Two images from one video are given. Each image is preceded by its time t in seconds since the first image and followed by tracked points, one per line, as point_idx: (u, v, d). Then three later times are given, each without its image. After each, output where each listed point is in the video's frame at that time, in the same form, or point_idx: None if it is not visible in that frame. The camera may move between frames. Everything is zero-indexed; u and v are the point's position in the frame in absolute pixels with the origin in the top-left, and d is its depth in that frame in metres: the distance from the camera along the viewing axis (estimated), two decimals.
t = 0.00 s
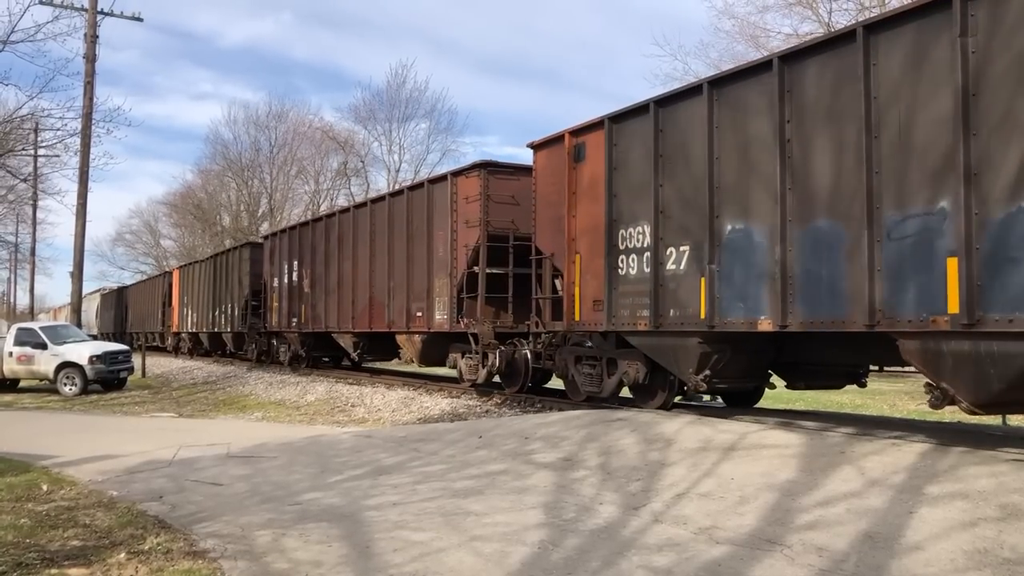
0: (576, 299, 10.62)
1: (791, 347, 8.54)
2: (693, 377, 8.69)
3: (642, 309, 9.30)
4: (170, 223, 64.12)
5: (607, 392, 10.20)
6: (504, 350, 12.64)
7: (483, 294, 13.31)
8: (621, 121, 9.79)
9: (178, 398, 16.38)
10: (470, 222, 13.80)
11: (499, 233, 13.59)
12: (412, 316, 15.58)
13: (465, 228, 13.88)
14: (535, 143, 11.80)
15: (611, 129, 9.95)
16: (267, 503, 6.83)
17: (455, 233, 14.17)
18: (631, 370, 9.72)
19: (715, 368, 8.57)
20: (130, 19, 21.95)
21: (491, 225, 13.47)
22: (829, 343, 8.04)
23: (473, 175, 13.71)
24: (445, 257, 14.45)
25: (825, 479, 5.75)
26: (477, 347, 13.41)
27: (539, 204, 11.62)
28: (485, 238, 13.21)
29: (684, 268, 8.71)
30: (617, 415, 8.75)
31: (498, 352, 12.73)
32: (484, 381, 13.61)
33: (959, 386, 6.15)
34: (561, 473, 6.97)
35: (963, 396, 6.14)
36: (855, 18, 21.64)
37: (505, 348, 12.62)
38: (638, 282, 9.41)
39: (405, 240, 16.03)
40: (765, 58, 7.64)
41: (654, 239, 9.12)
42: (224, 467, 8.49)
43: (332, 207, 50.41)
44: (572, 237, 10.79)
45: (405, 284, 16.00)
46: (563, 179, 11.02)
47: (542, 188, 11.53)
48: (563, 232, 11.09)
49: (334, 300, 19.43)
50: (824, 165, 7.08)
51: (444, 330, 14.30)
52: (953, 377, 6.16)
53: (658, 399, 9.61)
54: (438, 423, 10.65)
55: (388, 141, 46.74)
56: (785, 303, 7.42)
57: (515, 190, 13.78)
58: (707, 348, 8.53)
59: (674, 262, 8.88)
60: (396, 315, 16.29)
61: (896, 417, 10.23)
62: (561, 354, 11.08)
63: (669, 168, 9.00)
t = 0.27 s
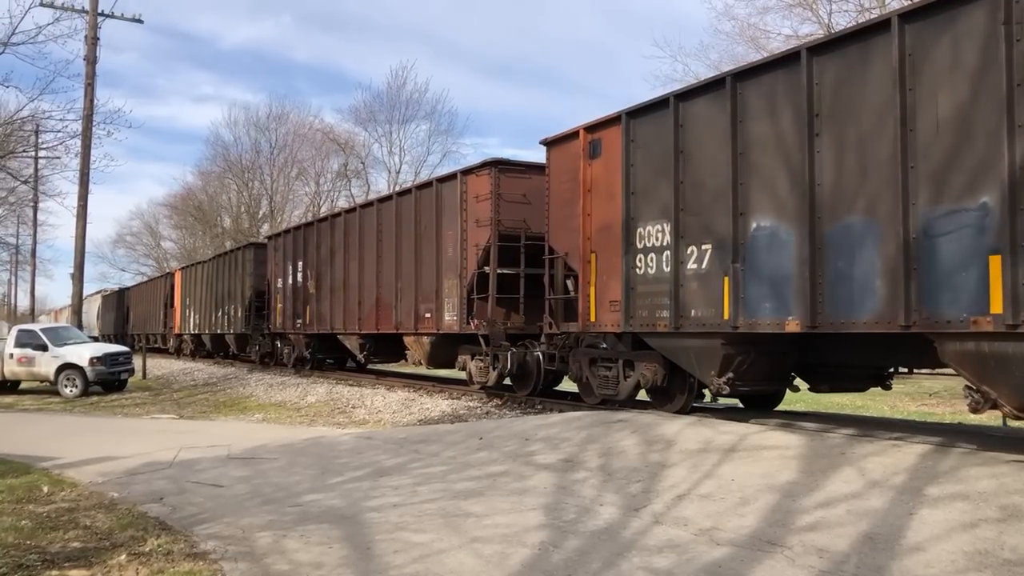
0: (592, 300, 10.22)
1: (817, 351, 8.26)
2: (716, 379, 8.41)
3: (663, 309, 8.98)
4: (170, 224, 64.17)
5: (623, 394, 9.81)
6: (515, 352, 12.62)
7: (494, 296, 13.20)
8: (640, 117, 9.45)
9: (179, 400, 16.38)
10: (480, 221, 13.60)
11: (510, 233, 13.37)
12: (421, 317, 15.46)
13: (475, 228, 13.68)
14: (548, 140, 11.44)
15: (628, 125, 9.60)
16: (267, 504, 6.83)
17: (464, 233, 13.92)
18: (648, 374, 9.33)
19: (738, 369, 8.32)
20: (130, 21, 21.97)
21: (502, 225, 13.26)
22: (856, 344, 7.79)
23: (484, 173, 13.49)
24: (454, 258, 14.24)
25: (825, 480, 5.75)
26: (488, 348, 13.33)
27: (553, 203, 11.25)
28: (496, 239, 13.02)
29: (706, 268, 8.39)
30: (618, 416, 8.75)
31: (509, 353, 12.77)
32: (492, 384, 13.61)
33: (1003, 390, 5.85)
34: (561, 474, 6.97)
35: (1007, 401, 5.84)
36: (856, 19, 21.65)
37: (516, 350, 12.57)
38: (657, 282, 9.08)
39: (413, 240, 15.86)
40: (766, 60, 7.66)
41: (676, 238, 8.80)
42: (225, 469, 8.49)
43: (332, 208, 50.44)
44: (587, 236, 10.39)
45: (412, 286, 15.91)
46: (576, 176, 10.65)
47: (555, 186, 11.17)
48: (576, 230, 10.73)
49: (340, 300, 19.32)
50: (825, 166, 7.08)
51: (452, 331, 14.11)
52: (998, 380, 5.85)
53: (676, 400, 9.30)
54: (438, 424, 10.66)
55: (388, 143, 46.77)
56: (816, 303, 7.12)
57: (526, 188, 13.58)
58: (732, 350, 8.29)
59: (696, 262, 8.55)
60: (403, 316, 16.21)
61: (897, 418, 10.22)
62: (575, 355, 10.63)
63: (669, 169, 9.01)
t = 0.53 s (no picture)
0: (607, 300, 9.92)
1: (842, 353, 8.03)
2: (738, 382, 8.14)
3: (682, 309, 8.71)
4: (169, 225, 64.16)
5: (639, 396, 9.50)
6: (526, 354, 12.55)
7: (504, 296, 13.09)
8: (657, 111, 9.19)
9: (178, 401, 16.36)
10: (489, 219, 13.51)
11: (521, 231, 13.31)
12: (429, 318, 15.35)
13: (484, 226, 13.60)
14: (562, 137, 11.19)
15: (645, 119, 9.35)
16: (267, 505, 6.82)
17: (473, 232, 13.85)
18: (666, 375, 9.03)
19: (761, 371, 8.04)
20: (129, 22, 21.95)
21: (514, 222, 13.18)
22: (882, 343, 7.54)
23: (494, 171, 13.39)
24: (463, 257, 14.16)
25: (825, 480, 5.75)
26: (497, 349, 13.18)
27: (566, 201, 10.96)
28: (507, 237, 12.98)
29: (728, 266, 8.11)
30: (617, 417, 8.76)
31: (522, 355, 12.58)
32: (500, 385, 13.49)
33: None
34: (561, 474, 6.97)
35: None
36: (855, 19, 21.66)
37: (528, 352, 12.51)
38: (677, 281, 8.80)
39: (420, 239, 15.80)
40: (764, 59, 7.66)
41: (695, 235, 8.52)
42: (224, 470, 8.48)
43: (332, 209, 50.44)
44: (602, 235, 10.08)
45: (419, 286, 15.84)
46: (591, 173, 10.36)
47: (569, 183, 10.87)
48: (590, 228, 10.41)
49: (346, 300, 19.27)
50: (822, 166, 7.09)
51: (461, 332, 13.98)
52: None
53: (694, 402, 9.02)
54: (438, 425, 10.65)
55: (388, 143, 46.75)
56: (844, 302, 6.84)
57: (537, 185, 13.52)
58: (756, 351, 8.00)
59: (717, 260, 8.26)
60: (410, 317, 16.17)
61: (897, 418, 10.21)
62: (589, 356, 10.35)
63: (676, 168, 8.89)
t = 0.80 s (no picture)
0: (623, 298, 9.62)
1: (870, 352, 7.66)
2: (762, 382, 7.93)
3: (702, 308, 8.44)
4: (169, 226, 64.13)
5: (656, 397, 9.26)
6: (537, 354, 12.51)
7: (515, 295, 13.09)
8: (676, 104, 8.91)
9: (177, 401, 16.34)
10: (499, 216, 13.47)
11: (533, 229, 13.30)
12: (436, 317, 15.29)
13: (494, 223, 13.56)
14: (575, 131, 10.89)
15: (663, 111, 9.06)
16: (266, 506, 6.82)
17: (483, 231, 13.80)
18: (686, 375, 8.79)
19: (786, 372, 7.79)
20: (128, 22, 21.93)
21: (525, 220, 13.17)
22: (909, 343, 7.17)
23: (505, 167, 13.32)
24: (472, 255, 14.12)
25: (824, 480, 5.75)
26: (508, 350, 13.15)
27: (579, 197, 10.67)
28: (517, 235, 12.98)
29: (752, 263, 7.83)
30: (617, 416, 8.75)
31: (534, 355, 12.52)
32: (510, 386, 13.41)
33: None
34: (561, 474, 6.97)
35: None
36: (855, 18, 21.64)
37: (539, 354, 12.45)
38: (697, 278, 8.52)
39: (428, 237, 15.72)
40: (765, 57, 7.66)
41: (717, 231, 8.23)
42: (223, 470, 8.48)
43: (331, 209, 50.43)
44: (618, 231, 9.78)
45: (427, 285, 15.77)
46: (605, 167, 10.07)
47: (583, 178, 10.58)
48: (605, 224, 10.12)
49: (350, 300, 19.23)
50: (823, 164, 7.09)
51: (470, 331, 13.89)
52: None
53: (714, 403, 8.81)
54: (438, 425, 10.64)
55: (387, 143, 46.74)
56: (876, 299, 6.55)
57: (549, 181, 13.46)
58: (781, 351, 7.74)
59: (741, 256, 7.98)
60: (417, 317, 16.14)
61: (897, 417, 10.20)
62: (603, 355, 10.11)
63: (692, 162, 8.66)
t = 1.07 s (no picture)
0: (640, 297, 9.35)
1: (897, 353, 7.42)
2: (786, 384, 7.64)
3: (722, 307, 8.19)
4: (167, 226, 64.14)
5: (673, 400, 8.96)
6: (549, 354, 12.55)
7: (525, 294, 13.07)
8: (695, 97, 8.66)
9: (177, 401, 16.33)
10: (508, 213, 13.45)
11: (543, 226, 13.30)
12: (444, 317, 15.25)
13: (502, 221, 13.55)
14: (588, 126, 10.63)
15: (682, 105, 8.80)
16: (266, 506, 6.81)
17: (491, 228, 13.74)
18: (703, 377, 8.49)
19: (813, 372, 7.51)
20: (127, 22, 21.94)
21: (534, 217, 13.17)
22: (935, 342, 6.93)
23: (514, 163, 13.32)
24: (480, 253, 14.10)
25: (824, 479, 5.75)
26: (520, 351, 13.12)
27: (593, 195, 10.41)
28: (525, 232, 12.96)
29: (776, 260, 7.55)
30: (616, 416, 8.76)
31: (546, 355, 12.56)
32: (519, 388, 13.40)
33: None
34: (560, 474, 6.97)
35: None
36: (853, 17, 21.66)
37: (550, 354, 12.52)
38: (717, 276, 8.26)
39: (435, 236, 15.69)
40: (763, 58, 7.67)
41: (739, 229, 7.95)
42: (222, 471, 8.47)
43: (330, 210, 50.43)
44: (634, 228, 9.53)
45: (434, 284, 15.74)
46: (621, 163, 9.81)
47: (598, 175, 10.31)
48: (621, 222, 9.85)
49: (355, 299, 19.20)
50: (821, 163, 7.10)
51: (479, 332, 13.83)
52: None
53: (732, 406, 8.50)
54: (438, 425, 10.66)
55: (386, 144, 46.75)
56: (909, 298, 6.24)
57: (559, 178, 13.47)
58: (808, 351, 7.44)
59: (764, 253, 7.70)
60: (425, 317, 16.11)
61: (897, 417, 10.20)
62: (617, 356, 9.80)
63: (710, 158, 8.43)
